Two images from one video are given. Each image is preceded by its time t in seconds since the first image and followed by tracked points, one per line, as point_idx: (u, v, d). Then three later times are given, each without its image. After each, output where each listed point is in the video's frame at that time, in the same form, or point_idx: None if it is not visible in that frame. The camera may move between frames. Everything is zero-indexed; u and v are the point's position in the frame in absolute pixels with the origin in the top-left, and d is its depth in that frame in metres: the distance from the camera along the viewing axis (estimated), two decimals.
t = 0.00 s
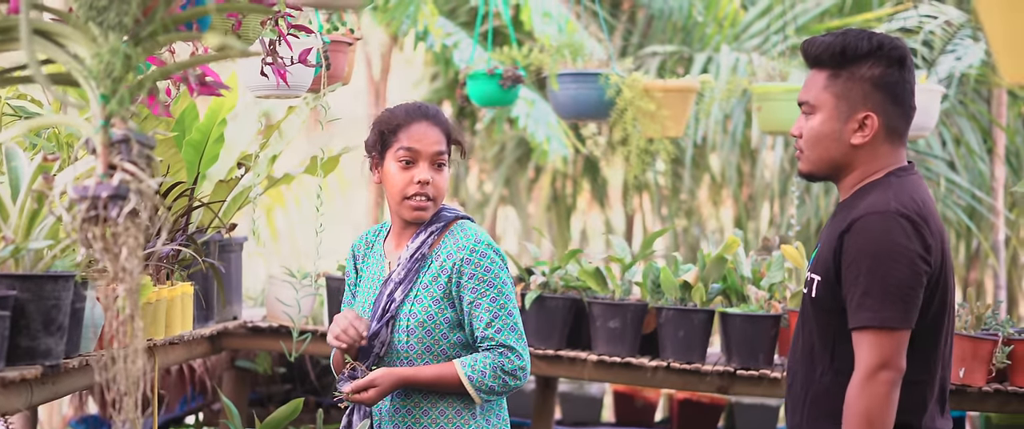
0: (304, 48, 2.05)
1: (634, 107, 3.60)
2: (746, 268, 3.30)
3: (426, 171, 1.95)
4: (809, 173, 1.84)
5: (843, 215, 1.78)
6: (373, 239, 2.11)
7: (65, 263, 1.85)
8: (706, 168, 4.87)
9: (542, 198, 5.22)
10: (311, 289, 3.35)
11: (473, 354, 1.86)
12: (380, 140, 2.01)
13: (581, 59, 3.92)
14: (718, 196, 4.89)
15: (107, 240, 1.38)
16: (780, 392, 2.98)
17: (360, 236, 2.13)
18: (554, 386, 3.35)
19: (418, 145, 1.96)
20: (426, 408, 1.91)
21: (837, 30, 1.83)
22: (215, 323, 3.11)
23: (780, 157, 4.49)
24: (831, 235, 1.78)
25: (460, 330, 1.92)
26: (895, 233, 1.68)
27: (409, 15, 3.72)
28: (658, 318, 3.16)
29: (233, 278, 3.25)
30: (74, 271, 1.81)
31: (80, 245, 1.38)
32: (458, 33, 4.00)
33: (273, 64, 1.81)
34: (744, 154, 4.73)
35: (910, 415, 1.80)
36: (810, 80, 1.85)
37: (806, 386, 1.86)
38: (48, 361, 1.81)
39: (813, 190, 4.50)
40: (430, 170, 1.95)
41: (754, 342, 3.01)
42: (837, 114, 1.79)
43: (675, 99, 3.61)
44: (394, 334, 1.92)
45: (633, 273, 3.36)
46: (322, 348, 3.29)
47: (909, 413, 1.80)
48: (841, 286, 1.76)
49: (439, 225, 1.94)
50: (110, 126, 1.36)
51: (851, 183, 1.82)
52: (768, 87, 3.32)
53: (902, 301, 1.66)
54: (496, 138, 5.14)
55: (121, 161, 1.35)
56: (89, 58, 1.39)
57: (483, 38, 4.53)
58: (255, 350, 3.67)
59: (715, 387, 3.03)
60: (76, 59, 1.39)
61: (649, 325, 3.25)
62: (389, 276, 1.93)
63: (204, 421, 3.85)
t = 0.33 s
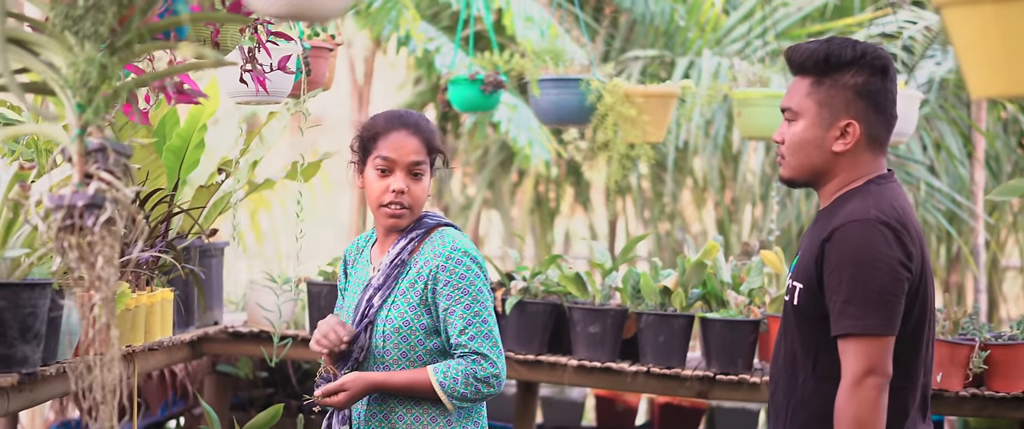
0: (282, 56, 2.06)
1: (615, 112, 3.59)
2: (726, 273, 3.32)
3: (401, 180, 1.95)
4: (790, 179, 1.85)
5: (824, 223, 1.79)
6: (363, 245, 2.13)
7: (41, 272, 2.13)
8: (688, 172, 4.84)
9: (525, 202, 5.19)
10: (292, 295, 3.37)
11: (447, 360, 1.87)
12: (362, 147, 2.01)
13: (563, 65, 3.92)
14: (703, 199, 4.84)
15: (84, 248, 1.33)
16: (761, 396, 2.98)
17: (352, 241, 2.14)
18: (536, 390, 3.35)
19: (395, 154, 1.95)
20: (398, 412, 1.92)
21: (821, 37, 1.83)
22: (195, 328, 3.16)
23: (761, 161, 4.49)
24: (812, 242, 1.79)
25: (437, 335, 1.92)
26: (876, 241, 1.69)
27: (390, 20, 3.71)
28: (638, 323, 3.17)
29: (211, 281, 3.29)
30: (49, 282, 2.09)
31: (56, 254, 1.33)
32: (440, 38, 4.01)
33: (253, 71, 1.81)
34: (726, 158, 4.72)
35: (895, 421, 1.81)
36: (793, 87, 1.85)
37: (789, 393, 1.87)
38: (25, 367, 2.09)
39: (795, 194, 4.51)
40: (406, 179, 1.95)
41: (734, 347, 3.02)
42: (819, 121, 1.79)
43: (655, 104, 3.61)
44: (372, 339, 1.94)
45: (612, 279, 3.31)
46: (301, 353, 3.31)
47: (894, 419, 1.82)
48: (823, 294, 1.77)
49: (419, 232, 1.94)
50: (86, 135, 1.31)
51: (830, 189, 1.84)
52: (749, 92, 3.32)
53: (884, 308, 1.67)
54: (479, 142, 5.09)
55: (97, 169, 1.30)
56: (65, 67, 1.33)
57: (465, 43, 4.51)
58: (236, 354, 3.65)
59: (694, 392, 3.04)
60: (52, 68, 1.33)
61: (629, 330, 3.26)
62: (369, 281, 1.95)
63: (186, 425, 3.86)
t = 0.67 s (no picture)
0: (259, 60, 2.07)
1: (594, 116, 3.60)
2: (705, 276, 3.35)
3: (381, 186, 1.95)
4: (768, 185, 1.85)
5: (801, 227, 1.80)
6: (349, 250, 2.12)
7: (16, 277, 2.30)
8: (670, 174, 4.80)
9: (506, 204, 5.17)
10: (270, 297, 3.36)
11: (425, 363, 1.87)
12: (345, 152, 2.01)
13: (542, 69, 3.92)
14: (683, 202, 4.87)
15: (58, 253, 1.30)
16: (737, 399, 3.00)
17: (338, 244, 2.14)
18: (515, 393, 3.41)
19: (375, 159, 1.95)
20: (378, 414, 1.93)
21: (795, 44, 1.84)
22: (173, 330, 3.19)
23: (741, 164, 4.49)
24: (789, 247, 1.80)
25: (416, 338, 1.93)
26: (852, 245, 1.70)
27: (371, 23, 3.70)
28: (616, 326, 3.18)
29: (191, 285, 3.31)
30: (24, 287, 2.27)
31: (29, 260, 1.30)
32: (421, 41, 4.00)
33: (230, 75, 1.87)
34: (707, 159, 4.72)
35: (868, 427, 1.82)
36: (769, 92, 1.86)
37: (764, 397, 1.88)
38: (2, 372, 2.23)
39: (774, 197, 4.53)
40: (385, 185, 1.95)
41: (711, 350, 3.03)
42: (796, 126, 1.80)
43: (635, 107, 3.60)
44: (353, 342, 1.95)
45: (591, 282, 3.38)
46: (280, 355, 3.32)
47: (865, 424, 1.82)
48: (799, 298, 1.78)
49: (400, 235, 1.95)
50: (60, 141, 1.30)
51: (807, 194, 1.84)
52: (727, 96, 3.34)
53: (856, 313, 1.68)
54: (460, 145, 5.05)
55: (72, 175, 1.28)
56: (40, 72, 1.31)
57: (445, 46, 4.51)
58: (215, 357, 3.68)
59: (673, 395, 3.05)
60: (26, 72, 1.31)
61: (609, 333, 3.27)
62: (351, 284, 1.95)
63: None
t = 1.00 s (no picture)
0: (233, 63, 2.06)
1: (570, 118, 3.61)
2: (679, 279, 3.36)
3: (373, 188, 1.98)
4: (742, 192, 1.86)
5: (773, 230, 1.81)
6: (326, 253, 2.12)
7: None
8: (647, 176, 4.80)
9: (484, 206, 5.15)
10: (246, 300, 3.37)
11: (408, 363, 1.88)
12: (330, 157, 2.02)
13: (519, 71, 3.91)
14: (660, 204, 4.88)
15: (27, 257, 1.28)
16: (712, 400, 3.02)
17: (315, 248, 2.13)
18: (491, 395, 3.41)
19: (367, 162, 1.98)
20: (360, 413, 1.93)
21: (762, 49, 1.85)
22: (148, 333, 3.19)
23: (717, 166, 4.49)
24: (762, 249, 1.81)
25: (398, 339, 1.93)
26: (823, 246, 1.71)
27: (347, 25, 3.69)
28: (592, 328, 3.19)
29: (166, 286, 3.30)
30: None
31: None
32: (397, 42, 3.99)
33: (205, 79, 1.87)
34: (684, 161, 4.72)
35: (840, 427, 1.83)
36: (737, 99, 1.87)
37: (736, 398, 1.88)
38: None
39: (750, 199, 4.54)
40: (378, 187, 1.98)
41: (687, 352, 3.04)
42: (769, 130, 1.81)
43: (610, 110, 3.61)
44: (335, 344, 1.95)
45: (566, 284, 3.36)
46: (257, 358, 3.34)
47: (837, 424, 1.83)
48: (772, 299, 1.79)
49: (383, 238, 1.96)
50: (30, 145, 1.28)
51: (781, 197, 1.85)
52: (702, 99, 3.36)
53: (829, 313, 1.69)
54: (438, 147, 5.01)
55: (42, 179, 1.26)
56: (8, 76, 1.29)
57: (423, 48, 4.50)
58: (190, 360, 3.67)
59: (647, 397, 3.06)
60: None
61: (583, 336, 3.30)
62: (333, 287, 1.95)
63: None
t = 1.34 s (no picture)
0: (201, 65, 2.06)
1: (541, 121, 3.63)
2: (648, 281, 3.37)
3: (356, 184, 1.98)
4: (710, 195, 1.86)
5: (748, 234, 1.81)
6: (295, 253, 2.11)
7: None
8: (619, 178, 4.79)
9: (457, 208, 5.12)
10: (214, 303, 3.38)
11: (388, 361, 1.89)
12: (306, 157, 2.01)
13: (489, 73, 3.90)
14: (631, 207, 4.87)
15: None
16: (682, 402, 3.01)
17: (282, 249, 2.12)
18: (462, 397, 3.45)
19: (348, 159, 1.98)
20: (335, 413, 1.93)
21: (728, 54, 1.87)
22: (116, 336, 3.19)
23: (687, 169, 4.50)
24: (738, 253, 1.81)
25: (375, 339, 1.93)
26: (801, 249, 1.72)
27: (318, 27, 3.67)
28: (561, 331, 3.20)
29: (133, 290, 3.30)
30: None
31: None
32: (368, 45, 4.02)
33: (172, 81, 1.87)
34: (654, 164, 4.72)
35: None
36: (706, 103, 1.88)
37: (712, 402, 1.88)
38: None
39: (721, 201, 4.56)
40: (360, 183, 1.98)
41: (656, 354, 3.06)
42: (734, 136, 1.82)
43: (580, 113, 3.59)
44: (308, 343, 1.93)
45: (535, 287, 3.39)
46: (225, 361, 3.32)
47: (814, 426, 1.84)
48: (749, 303, 1.79)
49: (358, 238, 1.96)
50: None
51: (751, 201, 1.85)
52: (672, 102, 3.36)
53: (807, 316, 1.70)
54: (410, 148, 5.01)
55: (4, 182, 1.21)
56: None
57: (394, 50, 4.48)
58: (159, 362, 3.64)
59: (617, 399, 3.06)
60: None
61: (553, 338, 3.32)
62: (306, 286, 1.94)
63: None
